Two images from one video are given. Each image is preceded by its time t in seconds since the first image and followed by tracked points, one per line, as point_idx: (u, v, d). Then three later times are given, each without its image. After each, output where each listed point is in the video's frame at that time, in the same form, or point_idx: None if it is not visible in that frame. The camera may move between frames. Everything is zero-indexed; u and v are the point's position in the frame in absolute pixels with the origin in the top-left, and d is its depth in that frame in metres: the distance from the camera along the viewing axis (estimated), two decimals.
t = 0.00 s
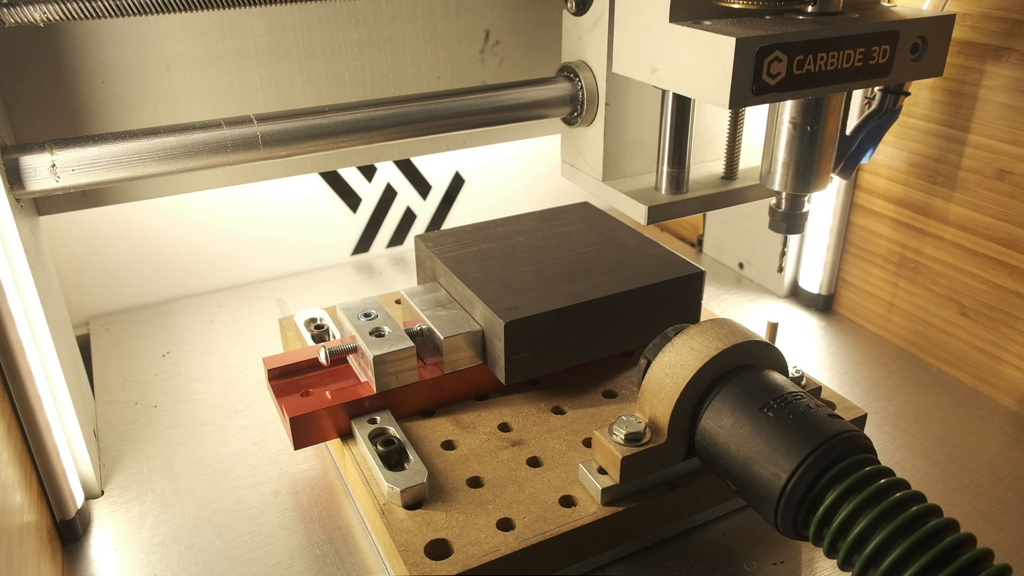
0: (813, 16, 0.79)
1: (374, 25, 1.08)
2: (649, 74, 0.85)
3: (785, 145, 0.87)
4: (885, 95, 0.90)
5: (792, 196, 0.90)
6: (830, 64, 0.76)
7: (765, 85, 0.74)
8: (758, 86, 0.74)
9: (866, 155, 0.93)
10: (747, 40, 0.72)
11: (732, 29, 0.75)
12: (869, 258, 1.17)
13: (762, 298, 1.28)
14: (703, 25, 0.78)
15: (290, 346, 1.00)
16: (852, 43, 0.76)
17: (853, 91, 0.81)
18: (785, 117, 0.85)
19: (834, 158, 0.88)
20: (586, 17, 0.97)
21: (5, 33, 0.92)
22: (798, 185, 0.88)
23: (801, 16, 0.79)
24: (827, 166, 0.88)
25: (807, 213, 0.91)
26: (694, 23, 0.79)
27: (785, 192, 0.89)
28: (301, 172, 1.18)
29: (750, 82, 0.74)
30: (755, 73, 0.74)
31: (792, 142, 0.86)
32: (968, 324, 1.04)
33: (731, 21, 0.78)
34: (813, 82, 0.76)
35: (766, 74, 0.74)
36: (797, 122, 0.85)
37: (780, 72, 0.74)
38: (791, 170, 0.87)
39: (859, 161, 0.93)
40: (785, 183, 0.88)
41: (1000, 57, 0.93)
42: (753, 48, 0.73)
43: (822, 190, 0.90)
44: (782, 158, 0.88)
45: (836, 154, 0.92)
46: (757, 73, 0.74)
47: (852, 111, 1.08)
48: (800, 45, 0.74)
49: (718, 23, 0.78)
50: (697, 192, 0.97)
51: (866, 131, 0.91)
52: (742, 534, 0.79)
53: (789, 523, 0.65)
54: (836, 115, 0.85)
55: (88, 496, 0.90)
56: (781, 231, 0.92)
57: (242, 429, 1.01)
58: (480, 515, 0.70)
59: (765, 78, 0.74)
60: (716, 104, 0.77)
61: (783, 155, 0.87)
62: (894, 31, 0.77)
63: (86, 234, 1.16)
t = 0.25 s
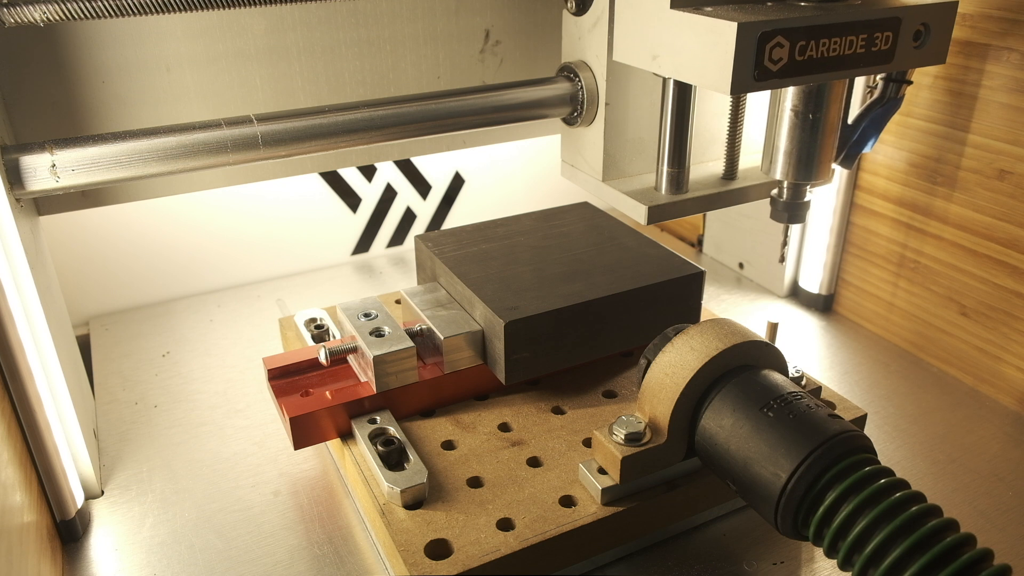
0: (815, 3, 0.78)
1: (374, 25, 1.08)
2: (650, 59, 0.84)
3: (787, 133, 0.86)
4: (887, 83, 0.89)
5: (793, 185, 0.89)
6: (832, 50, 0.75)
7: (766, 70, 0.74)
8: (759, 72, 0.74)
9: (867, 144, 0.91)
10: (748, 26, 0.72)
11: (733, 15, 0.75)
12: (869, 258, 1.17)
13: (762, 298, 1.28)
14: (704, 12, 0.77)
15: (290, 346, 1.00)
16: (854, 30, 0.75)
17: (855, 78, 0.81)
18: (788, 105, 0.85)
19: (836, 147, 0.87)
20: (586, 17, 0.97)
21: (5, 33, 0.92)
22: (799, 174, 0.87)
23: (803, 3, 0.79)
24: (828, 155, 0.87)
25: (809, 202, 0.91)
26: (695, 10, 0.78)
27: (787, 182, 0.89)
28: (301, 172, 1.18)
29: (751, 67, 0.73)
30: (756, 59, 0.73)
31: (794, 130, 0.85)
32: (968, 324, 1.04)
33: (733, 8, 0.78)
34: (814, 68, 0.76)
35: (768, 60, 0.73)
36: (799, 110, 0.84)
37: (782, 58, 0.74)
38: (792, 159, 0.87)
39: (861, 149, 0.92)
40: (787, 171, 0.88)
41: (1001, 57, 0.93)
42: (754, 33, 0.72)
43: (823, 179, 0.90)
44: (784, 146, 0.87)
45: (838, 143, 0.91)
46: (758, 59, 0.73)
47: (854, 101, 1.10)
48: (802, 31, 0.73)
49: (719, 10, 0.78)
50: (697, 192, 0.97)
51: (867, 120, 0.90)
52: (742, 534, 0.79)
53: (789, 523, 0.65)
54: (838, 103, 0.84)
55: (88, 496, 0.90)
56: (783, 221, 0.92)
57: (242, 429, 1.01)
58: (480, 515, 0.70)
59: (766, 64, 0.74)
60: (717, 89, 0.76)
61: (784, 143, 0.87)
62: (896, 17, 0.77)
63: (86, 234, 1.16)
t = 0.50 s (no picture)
0: None
1: (374, 25, 1.08)
2: (652, 47, 0.84)
3: (789, 122, 0.87)
4: (889, 72, 0.90)
5: (795, 173, 0.89)
6: (835, 36, 0.75)
7: (768, 56, 0.74)
8: (761, 58, 0.74)
9: (868, 134, 0.94)
10: (750, 10, 0.71)
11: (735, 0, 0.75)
12: (869, 258, 1.17)
13: (762, 298, 1.28)
14: None
15: (290, 346, 1.00)
16: (857, 16, 0.75)
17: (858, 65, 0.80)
18: (790, 92, 0.85)
19: (837, 137, 0.88)
20: (586, 18, 0.97)
21: (5, 33, 0.92)
22: (800, 163, 0.87)
23: None
24: (829, 144, 0.87)
25: (809, 191, 0.91)
26: None
27: (788, 170, 0.89)
28: (301, 172, 1.18)
29: (754, 53, 0.73)
30: (758, 44, 0.73)
31: (795, 118, 0.85)
32: (968, 324, 1.04)
33: None
34: (817, 54, 0.75)
35: (770, 45, 0.73)
36: (801, 97, 0.84)
37: (784, 43, 0.73)
38: (794, 147, 0.87)
39: (863, 139, 0.94)
40: (788, 160, 0.88)
41: (1001, 57, 0.93)
42: (756, 18, 0.72)
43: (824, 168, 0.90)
44: (785, 135, 0.87)
45: (840, 133, 0.94)
46: (760, 44, 0.73)
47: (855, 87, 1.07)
48: (804, 16, 0.73)
49: None
50: (697, 192, 0.97)
51: (870, 108, 0.92)
52: (742, 534, 0.79)
53: (789, 523, 0.65)
54: (839, 92, 0.85)
55: (88, 496, 0.90)
56: (784, 210, 0.92)
57: (242, 429, 1.01)
58: (480, 515, 0.70)
59: (768, 50, 0.73)
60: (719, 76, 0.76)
61: (786, 131, 0.87)
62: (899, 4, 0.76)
63: (86, 234, 1.16)
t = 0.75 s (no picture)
0: None
1: (374, 25, 1.08)
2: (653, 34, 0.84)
3: (791, 110, 0.86)
4: (892, 60, 0.90)
5: (797, 163, 0.90)
6: (837, 22, 0.74)
7: (770, 41, 0.73)
8: (763, 44, 0.73)
9: (871, 122, 0.94)
10: None
11: None
12: (869, 258, 1.17)
13: (762, 298, 1.28)
14: None
15: (290, 346, 1.00)
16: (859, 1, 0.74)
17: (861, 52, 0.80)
18: (791, 80, 0.84)
19: (839, 124, 0.87)
20: (586, 17, 0.97)
21: (5, 33, 0.92)
22: (802, 152, 0.87)
23: None
24: (831, 132, 0.87)
25: (811, 179, 0.92)
26: None
27: (790, 159, 0.89)
28: (301, 172, 1.18)
29: (755, 39, 0.73)
30: (760, 29, 0.73)
31: (798, 106, 0.85)
32: (968, 324, 1.04)
33: None
34: (820, 41, 0.75)
35: (772, 31, 0.73)
36: (803, 85, 0.84)
37: (785, 29, 0.73)
38: (795, 135, 0.87)
39: (865, 129, 0.94)
40: (790, 148, 0.88)
41: (1001, 57, 0.93)
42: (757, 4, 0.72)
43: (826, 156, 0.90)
44: (787, 123, 0.87)
45: (842, 121, 0.94)
46: (761, 30, 0.73)
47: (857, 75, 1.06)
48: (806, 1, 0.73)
49: None
50: (697, 192, 0.97)
51: (872, 97, 0.92)
52: (742, 534, 0.79)
53: (789, 523, 0.65)
54: (841, 79, 0.84)
55: (88, 496, 0.90)
56: (786, 199, 0.93)
57: (242, 429, 1.01)
58: (480, 515, 0.70)
59: (770, 35, 0.73)
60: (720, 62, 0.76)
61: (788, 120, 0.86)
62: None
63: (86, 234, 1.16)
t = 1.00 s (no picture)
0: None
1: (374, 25, 1.08)
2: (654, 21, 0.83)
3: (792, 97, 0.86)
4: (893, 49, 0.91)
5: (798, 151, 0.90)
6: (839, 8, 0.74)
7: (772, 27, 0.74)
8: (765, 29, 0.74)
9: (873, 111, 0.94)
10: None
11: None
12: (869, 258, 1.17)
13: (762, 298, 1.29)
14: None
15: (290, 346, 1.00)
16: None
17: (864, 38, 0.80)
18: (793, 68, 0.85)
19: (841, 112, 0.88)
20: (586, 18, 0.97)
21: (5, 33, 0.92)
22: (804, 139, 0.88)
23: None
24: (833, 120, 0.88)
25: (814, 167, 0.92)
26: None
27: (792, 147, 0.90)
28: (301, 172, 1.18)
29: (757, 23, 0.73)
30: (761, 15, 0.73)
31: (799, 94, 0.85)
32: (968, 324, 1.04)
33: None
34: (822, 26, 0.75)
35: (774, 16, 0.73)
36: (805, 73, 0.84)
37: (787, 14, 0.73)
38: (798, 122, 0.87)
39: (867, 116, 0.94)
40: (792, 136, 0.88)
41: (1001, 57, 0.93)
42: None
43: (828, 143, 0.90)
44: (789, 111, 0.87)
45: (844, 109, 0.94)
46: (763, 17, 0.73)
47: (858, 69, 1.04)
48: None
49: None
50: (697, 192, 0.97)
51: (874, 86, 0.92)
52: (742, 534, 0.79)
53: (789, 522, 0.65)
54: (843, 67, 0.84)
55: (88, 496, 0.90)
56: (787, 188, 0.93)
57: (242, 429, 1.01)
58: (480, 515, 0.70)
59: (772, 21, 0.73)
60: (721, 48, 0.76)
61: (789, 107, 0.87)
62: None
63: (86, 234, 1.16)
